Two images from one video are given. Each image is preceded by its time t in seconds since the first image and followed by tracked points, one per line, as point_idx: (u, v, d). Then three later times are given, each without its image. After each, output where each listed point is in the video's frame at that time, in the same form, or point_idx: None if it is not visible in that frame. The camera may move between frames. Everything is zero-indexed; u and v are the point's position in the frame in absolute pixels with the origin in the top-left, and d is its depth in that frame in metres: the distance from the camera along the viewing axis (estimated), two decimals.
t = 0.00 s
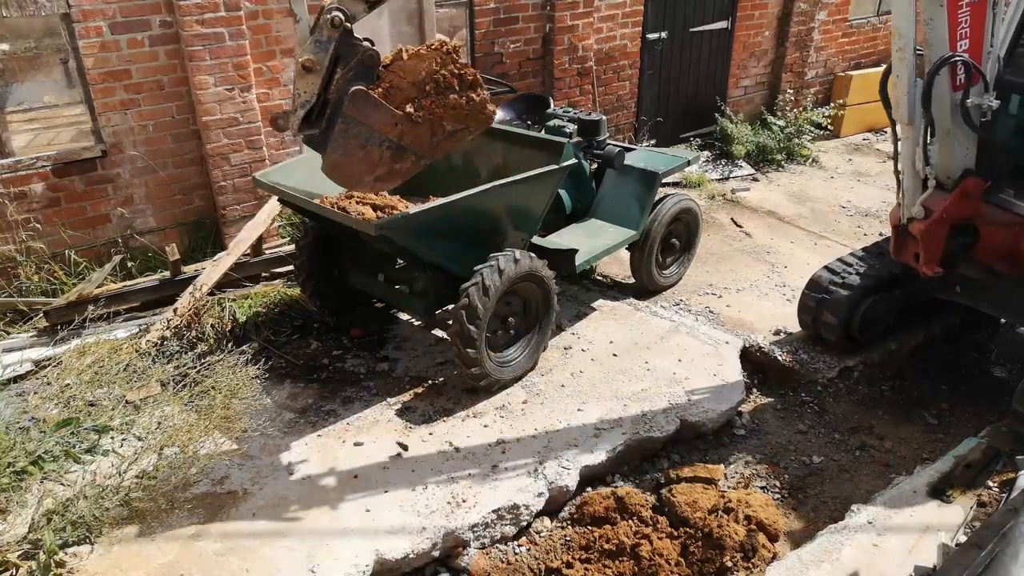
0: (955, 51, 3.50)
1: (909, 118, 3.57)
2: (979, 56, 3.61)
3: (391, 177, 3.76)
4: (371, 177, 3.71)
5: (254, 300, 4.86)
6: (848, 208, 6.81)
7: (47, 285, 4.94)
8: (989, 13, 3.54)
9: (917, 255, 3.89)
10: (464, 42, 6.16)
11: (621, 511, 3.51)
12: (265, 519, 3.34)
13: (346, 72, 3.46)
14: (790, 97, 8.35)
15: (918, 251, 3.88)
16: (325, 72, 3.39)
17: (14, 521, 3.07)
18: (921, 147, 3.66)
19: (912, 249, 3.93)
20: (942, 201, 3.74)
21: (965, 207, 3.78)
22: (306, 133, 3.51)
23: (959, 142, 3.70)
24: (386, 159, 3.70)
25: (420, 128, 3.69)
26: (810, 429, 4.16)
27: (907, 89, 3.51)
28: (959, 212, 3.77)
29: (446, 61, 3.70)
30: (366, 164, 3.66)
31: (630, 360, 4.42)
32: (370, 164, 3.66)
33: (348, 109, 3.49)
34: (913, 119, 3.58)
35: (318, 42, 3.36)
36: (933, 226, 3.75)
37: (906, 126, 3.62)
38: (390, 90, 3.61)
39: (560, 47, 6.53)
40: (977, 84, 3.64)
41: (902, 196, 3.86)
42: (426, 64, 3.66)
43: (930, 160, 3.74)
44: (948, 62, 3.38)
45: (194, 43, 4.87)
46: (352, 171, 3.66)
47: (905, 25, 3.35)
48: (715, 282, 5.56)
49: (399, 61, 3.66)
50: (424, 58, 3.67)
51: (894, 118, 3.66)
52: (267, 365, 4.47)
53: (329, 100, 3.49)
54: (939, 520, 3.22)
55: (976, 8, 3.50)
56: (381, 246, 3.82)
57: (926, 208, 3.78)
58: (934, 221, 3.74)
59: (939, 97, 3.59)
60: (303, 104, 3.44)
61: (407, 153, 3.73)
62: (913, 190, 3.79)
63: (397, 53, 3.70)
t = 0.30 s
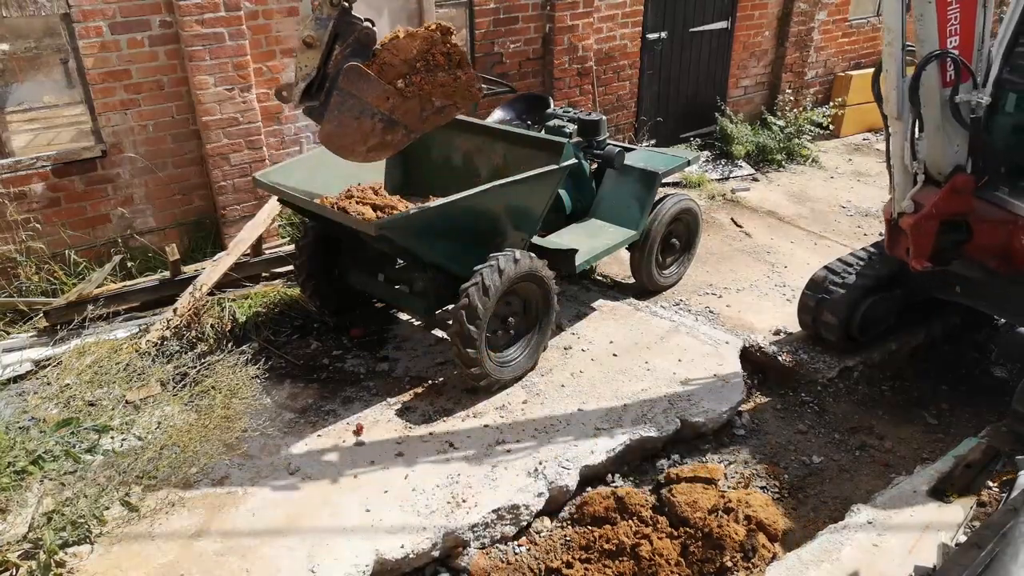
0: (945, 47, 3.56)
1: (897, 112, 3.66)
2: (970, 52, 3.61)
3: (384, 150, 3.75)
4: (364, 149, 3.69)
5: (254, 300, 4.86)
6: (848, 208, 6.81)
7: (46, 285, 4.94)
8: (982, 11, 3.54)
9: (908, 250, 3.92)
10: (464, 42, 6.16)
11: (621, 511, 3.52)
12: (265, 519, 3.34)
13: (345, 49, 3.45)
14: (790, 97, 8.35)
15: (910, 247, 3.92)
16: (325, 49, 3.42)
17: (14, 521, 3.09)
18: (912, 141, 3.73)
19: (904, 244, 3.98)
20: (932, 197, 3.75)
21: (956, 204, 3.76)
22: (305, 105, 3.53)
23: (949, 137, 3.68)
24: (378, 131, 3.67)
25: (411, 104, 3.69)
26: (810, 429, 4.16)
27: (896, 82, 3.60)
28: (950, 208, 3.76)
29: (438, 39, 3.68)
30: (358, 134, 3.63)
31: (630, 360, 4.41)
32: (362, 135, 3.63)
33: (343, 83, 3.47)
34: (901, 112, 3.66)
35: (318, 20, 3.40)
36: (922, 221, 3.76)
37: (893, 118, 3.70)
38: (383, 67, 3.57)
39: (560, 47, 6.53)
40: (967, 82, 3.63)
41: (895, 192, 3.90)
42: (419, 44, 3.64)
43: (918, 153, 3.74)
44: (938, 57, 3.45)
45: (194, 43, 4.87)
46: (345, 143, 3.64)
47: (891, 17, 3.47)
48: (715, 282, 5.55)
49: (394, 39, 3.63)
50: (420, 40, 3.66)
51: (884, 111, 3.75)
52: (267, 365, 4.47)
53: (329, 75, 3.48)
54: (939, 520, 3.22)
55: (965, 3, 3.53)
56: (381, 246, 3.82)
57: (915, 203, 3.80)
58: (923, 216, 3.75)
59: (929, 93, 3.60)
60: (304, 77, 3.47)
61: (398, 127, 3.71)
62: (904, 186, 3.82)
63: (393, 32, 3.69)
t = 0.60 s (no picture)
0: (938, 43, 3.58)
1: (887, 108, 3.69)
2: (962, 51, 3.63)
3: (382, 135, 3.73)
4: (362, 133, 3.68)
5: (254, 300, 4.86)
6: (848, 208, 6.81)
7: (46, 285, 4.94)
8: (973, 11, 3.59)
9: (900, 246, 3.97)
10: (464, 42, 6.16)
11: (621, 510, 3.52)
12: (265, 519, 3.34)
13: (348, 37, 3.50)
14: (790, 97, 8.34)
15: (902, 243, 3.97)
16: (326, 38, 3.46)
17: (14, 520, 3.11)
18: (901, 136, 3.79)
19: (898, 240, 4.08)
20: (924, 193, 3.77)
21: (950, 200, 3.78)
22: (311, 90, 3.56)
23: (941, 135, 3.71)
24: (377, 116, 3.66)
25: (407, 92, 3.67)
26: (810, 429, 4.16)
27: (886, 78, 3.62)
28: (942, 204, 3.77)
29: (433, 29, 3.68)
30: (358, 119, 3.63)
31: (630, 360, 4.41)
32: (361, 119, 3.63)
33: (343, 70, 3.49)
34: (891, 108, 3.69)
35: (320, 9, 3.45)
36: (913, 216, 3.78)
37: (884, 115, 3.74)
38: (382, 56, 3.59)
39: (560, 47, 6.53)
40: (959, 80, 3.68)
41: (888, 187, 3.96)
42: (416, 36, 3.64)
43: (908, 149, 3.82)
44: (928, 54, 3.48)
45: (194, 43, 4.87)
46: (345, 127, 3.65)
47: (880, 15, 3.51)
48: (715, 282, 5.56)
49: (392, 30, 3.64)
50: (417, 31, 3.65)
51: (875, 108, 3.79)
52: (266, 365, 4.47)
53: (332, 63, 3.52)
54: (939, 520, 3.22)
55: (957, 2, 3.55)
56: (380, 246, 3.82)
57: (907, 199, 3.82)
58: (914, 211, 3.77)
59: (920, 92, 3.64)
60: (309, 64, 3.53)
61: (395, 113, 3.70)
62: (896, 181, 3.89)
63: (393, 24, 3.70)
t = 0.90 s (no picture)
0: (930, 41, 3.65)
1: (879, 102, 3.85)
2: (953, 48, 3.70)
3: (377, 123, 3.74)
4: (357, 119, 3.69)
5: (254, 300, 4.87)
6: (848, 208, 6.81)
7: (46, 285, 4.93)
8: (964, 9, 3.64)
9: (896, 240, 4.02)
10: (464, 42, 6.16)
11: (621, 510, 3.52)
12: (265, 519, 3.34)
13: (349, 27, 3.61)
14: (790, 97, 8.34)
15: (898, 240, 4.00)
16: (331, 27, 3.63)
17: (14, 519, 3.12)
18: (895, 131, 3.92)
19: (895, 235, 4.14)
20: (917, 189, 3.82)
21: (941, 196, 3.80)
22: (314, 74, 3.70)
23: (935, 131, 3.73)
24: (371, 105, 3.68)
25: (402, 83, 3.68)
26: (810, 428, 4.16)
27: (876, 73, 3.79)
28: (936, 200, 3.81)
29: (431, 26, 3.69)
30: (352, 106, 3.65)
31: (630, 360, 4.41)
32: (355, 105, 3.65)
33: (342, 57, 3.59)
34: (883, 103, 3.85)
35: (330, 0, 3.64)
36: (906, 211, 3.85)
37: (878, 110, 3.89)
38: (379, 47, 3.63)
39: (560, 47, 6.53)
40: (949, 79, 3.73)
41: (883, 180, 4.08)
42: (416, 30, 3.67)
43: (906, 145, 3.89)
44: (917, 51, 3.55)
45: (194, 43, 4.87)
46: (341, 111, 3.67)
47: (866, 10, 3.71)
48: (715, 282, 5.55)
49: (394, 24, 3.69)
50: (418, 26, 3.68)
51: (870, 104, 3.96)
52: (266, 365, 4.47)
53: (335, 50, 3.65)
54: (939, 520, 3.22)
55: (949, 1, 3.62)
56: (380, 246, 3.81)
57: (900, 194, 3.89)
58: (906, 207, 3.83)
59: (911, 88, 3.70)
60: (314, 49, 3.68)
61: (389, 103, 3.70)
62: (891, 174, 4.02)
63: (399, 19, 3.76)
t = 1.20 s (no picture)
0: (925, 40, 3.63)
1: (877, 101, 3.87)
2: (951, 50, 3.66)
3: (344, 117, 3.88)
4: (327, 108, 3.83)
5: (254, 300, 4.87)
6: (848, 208, 6.81)
7: (47, 285, 4.93)
8: (962, 8, 3.60)
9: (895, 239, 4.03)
10: (464, 42, 6.16)
11: (620, 510, 3.52)
12: (265, 519, 3.34)
13: (345, 23, 3.67)
14: (790, 97, 8.34)
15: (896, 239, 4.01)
16: (327, 17, 3.65)
17: (14, 519, 3.13)
18: (892, 129, 3.93)
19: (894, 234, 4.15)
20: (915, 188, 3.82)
21: (939, 196, 3.80)
22: (297, 53, 3.73)
23: (931, 130, 3.75)
24: (344, 101, 3.79)
25: (379, 91, 3.79)
26: (810, 429, 4.15)
27: (874, 71, 3.80)
28: (935, 199, 3.81)
29: (422, 47, 3.78)
30: (325, 98, 3.77)
31: (630, 360, 4.41)
32: (328, 98, 3.76)
33: (330, 50, 3.64)
34: (880, 102, 3.86)
35: None
36: (903, 210, 3.85)
37: (875, 108, 3.91)
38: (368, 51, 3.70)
39: (560, 47, 6.53)
40: (948, 78, 3.72)
41: (882, 179, 4.09)
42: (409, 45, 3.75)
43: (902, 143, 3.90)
44: (914, 49, 3.55)
45: (194, 43, 4.87)
46: (313, 97, 3.80)
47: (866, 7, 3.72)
48: (715, 282, 5.55)
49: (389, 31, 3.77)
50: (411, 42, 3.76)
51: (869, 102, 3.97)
52: (266, 365, 4.46)
53: (324, 39, 3.69)
54: (939, 520, 3.22)
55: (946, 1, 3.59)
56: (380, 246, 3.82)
57: (898, 192, 3.90)
58: (904, 206, 3.84)
59: (908, 86, 3.71)
60: (304, 32, 3.69)
61: (361, 104, 3.82)
62: (889, 173, 4.02)
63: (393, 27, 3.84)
